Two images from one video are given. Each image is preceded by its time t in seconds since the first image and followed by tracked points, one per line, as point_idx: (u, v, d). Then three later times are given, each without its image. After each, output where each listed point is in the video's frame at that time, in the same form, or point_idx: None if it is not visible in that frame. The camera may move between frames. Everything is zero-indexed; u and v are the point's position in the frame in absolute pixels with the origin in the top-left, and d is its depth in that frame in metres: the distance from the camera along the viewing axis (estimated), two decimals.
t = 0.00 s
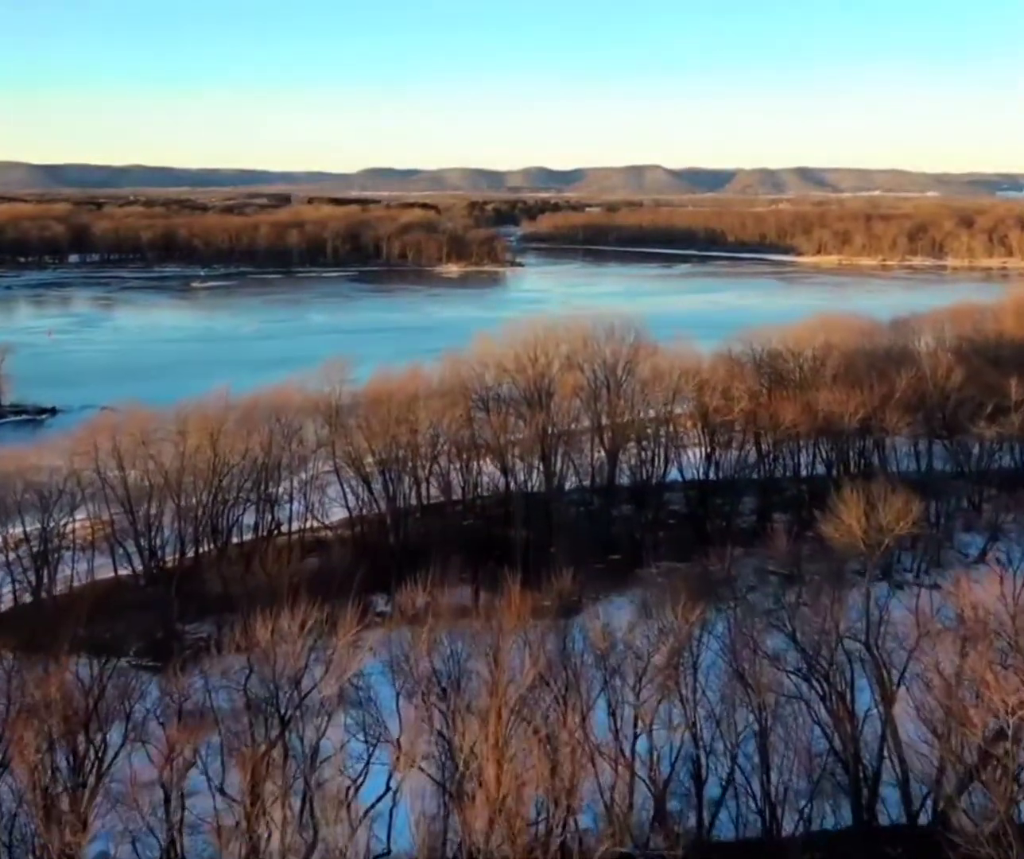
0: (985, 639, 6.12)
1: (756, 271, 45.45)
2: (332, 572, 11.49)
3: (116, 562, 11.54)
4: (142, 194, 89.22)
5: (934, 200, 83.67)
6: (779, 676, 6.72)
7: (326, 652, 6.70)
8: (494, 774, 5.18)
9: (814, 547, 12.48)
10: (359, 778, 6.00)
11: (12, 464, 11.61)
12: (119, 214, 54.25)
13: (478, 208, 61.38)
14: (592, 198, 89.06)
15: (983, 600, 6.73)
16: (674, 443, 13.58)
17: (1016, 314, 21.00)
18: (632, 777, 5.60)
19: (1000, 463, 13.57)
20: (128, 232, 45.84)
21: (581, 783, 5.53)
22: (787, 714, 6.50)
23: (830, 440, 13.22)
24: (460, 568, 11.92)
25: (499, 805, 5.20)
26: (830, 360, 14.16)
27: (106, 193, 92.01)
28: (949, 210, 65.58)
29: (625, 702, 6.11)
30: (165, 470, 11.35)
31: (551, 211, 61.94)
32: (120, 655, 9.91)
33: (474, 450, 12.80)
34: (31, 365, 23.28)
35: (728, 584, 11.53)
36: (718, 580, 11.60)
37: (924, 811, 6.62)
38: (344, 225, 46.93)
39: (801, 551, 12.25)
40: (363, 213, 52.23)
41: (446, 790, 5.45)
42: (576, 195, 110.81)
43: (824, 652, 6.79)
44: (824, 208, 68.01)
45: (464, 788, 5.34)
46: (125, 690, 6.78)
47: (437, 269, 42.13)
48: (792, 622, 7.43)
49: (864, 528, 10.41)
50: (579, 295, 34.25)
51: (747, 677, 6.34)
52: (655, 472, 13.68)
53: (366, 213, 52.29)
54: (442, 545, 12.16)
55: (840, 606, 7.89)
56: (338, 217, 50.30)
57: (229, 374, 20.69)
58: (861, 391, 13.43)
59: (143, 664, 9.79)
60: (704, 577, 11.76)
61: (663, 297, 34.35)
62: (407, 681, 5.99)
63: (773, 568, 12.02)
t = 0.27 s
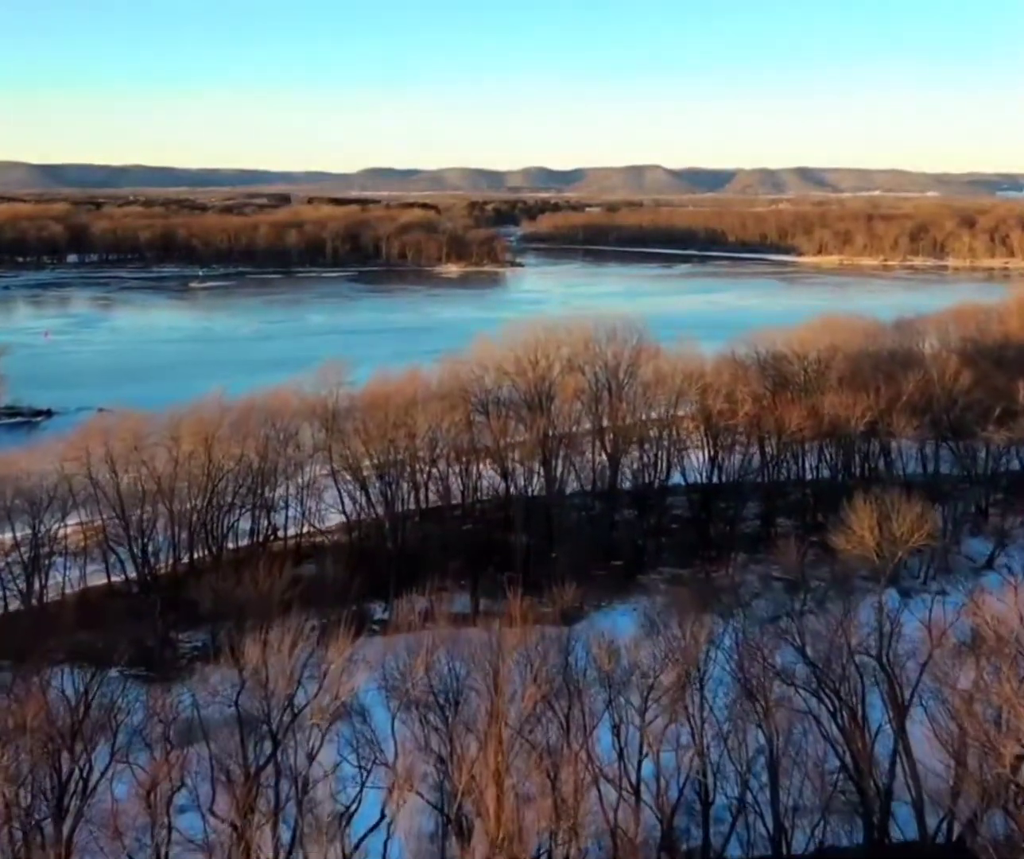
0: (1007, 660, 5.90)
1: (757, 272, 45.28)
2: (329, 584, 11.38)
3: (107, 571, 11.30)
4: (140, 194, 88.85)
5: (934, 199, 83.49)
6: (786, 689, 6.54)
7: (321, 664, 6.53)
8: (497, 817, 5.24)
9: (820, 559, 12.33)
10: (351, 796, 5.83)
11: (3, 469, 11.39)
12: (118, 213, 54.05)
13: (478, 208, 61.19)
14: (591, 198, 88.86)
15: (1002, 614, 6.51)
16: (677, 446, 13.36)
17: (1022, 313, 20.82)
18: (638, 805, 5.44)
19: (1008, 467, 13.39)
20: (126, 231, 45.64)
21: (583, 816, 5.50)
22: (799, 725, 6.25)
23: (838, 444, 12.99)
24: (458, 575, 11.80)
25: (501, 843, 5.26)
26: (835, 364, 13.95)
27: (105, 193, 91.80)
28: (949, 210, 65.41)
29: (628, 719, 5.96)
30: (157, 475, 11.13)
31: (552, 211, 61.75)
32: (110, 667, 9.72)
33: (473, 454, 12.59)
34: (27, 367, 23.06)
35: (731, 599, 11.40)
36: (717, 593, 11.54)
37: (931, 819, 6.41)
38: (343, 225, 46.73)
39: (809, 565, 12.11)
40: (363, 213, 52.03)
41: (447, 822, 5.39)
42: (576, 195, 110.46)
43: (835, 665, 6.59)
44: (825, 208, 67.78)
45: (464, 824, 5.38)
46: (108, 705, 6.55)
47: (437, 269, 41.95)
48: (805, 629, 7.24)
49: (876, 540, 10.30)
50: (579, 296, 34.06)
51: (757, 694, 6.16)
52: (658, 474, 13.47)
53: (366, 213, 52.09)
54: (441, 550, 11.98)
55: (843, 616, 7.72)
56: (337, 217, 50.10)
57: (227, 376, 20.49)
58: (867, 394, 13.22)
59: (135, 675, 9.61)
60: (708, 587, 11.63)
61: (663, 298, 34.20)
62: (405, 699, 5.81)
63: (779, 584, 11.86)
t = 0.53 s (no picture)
0: None
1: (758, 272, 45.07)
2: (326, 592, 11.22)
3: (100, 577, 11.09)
4: (140, 193, 88.59)
5: (935, 199, 83.32)
6: (795, 706, 6.35)
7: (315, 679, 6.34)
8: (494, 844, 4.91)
9: (824, 567, 12.20)
10: (346, 819, 5.66)
11: None
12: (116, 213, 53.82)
13: (478, 208, 60.98)
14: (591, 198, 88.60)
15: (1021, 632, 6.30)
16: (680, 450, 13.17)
17: None
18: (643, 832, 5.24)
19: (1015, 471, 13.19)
20: (125, 232, 45.43)
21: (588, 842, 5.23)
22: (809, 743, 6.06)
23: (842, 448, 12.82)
24: (457, 583, 11.64)
25: None
26: (840, 366, 13.74)
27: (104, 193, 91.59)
28: (950, 209, 65.19)
29: (632, 738, 5.79)
30: (150, 481, 10.93)
31: (552, 211, 61.52)
32: (102, 678, 9.54)
33: (472, 458, 12.39)
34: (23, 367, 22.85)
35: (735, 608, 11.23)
36: (721, 603, 11.38)
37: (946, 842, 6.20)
38: (342, 225, 46.52)
39: (813, 574, 11.95)
40: (362, 213, 51.82)
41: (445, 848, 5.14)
42: (576, 195, 110.20)
43: (846, 681, 6.40)
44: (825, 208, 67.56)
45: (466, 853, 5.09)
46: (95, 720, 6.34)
47: (436, 269, 41.75)
48: (813, 642, 7.05)
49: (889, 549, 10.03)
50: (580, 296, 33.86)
51: (765, 712, 5.98)
52: (661, 478, 13.28)
53: (365, 213, 51.88)
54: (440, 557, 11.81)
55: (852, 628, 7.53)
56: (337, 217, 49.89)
57: (224, 378, 20.29)
58: (873, 397, 13.01)
59: (128, 686, 9.43)
60: (710, 596, 11.49)
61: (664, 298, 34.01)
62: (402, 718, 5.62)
63: (784, 592, 11.71)
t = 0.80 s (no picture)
0: None
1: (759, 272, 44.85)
2: (323, 599, 11.05)
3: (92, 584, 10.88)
4: (139, 193, 88.45)
5: (935, 200, 83.15)
6: (804, 721, 6.15)
7: (310, 696, 6.13)
8: None
9: (828, 573, 12.04)
10: (340, 841, 5.47)
11: None
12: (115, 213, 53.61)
13: (478, 208, 60.78)
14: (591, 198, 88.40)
15: None
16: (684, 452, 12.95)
17: None
18: None
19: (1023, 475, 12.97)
20: (123, 231, 45.22)
21: None
22: (820, 761, 5.86)
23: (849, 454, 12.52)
24: (457, 590, 11.44)
25: None
26: (846, 369, 13.52)
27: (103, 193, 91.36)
28: (949, 210, 64.97)
29: (638, 759, 5.59)
30: (142, 486, 10.72)
31: (551, 211, 61.30)
32: (94, 690, 9.36)
33: (471, 461, 12.19)
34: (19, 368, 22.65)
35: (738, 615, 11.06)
36: (725, 610, 11.21)
37: None
38: (341, 225, 46.30)
39: (818, 580, 11.79)
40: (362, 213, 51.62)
41: None
42: (575, 195, 110.02)
43: (858, 695, 6.19)
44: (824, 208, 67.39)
45: None
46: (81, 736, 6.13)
47: (435, 269, 41.54)
48: (824, 653, 6.85)
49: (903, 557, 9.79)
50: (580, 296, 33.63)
51: (774, 730, 5.78)
52: (663, 482, 13.07)
53: (365, 213, 51.67)
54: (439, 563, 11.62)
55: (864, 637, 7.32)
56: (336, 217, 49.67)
57: (220, 381, 20.06)
58: (880, 401, 12.78)
59: (120, 698, 9.26)
60: (711, 603, 11.35)
61: (664, 298, 33.84)
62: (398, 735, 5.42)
63: (788, 599, 11.54)
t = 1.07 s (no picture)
0: None
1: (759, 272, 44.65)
2: (319, 607, 10.88)
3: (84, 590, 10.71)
4: (138, 193, 88.25)
5: (936, 199, 82.92)
6: (814, 739, 5.96)
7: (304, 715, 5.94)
8: None
9: (833, 580, 11.86)
10: None
11: None
12: (113, 213, 53.40)
13: (477, 208, 60.55)
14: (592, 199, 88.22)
15: None
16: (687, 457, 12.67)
17: None
18: None
19: None
20: (121, 231, 45.01)
21: None
22: (833, 786, 5.69)
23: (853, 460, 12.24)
24: (456, 597, 11.25)
25: None
26: (851, 372, 13.31)
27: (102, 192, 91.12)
28: (950, 211, 64.75)
29: (644, 786, 5.42)
30: (135, 492, 10.53)
31: (551, 211, 61.07)
32: (85, 701, 9.18)
33: (470, 466, 11.99)
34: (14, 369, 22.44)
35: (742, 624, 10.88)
36: (729, 619, 11.02)
37: None
38: (340, 225, 46.07)
39: (822, 587, 11.61)
40: (361, 213, 51.40)
41: None
42: (575, 195, 109.84)
43: (870, 714, 6.02)
44: (825, 208, 67.16)
45: None
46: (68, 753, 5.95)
47: (434, 269, 41.34)
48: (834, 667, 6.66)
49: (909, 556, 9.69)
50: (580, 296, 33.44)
51: (783, 751, 5.60)
52: (666, 486, 12.87)
53: (364, 213, 51.45)
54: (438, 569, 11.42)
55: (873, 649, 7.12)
56: (335, 216, 49.45)
57: (217, 383, 19.85)
58: (886, 404, 12.56)
59: (112, 709, 9.07)
60: (713, 611, 11.19)
61: (664, 298, 33.64)
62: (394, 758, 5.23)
63: (793, 606, 11.35)
